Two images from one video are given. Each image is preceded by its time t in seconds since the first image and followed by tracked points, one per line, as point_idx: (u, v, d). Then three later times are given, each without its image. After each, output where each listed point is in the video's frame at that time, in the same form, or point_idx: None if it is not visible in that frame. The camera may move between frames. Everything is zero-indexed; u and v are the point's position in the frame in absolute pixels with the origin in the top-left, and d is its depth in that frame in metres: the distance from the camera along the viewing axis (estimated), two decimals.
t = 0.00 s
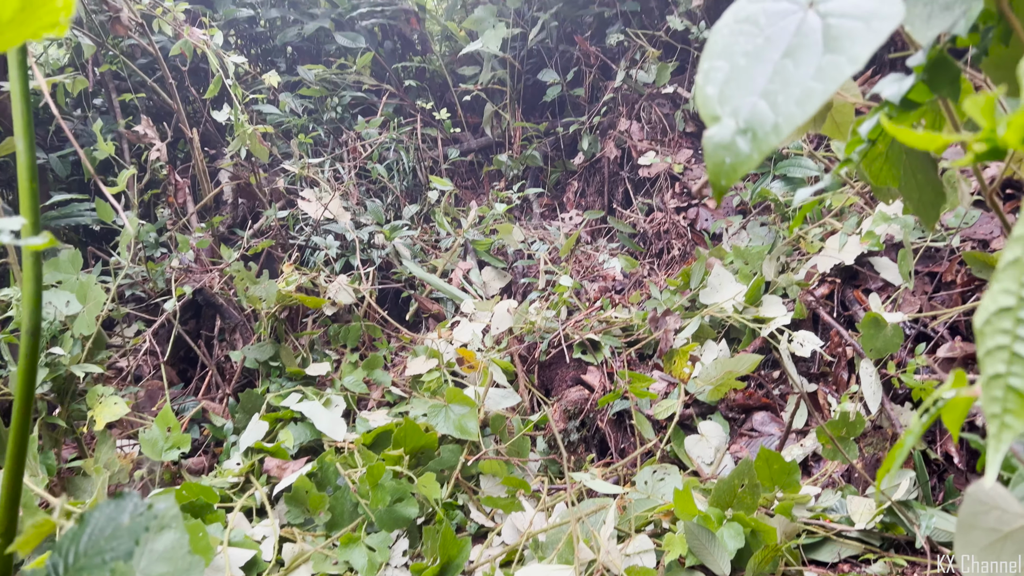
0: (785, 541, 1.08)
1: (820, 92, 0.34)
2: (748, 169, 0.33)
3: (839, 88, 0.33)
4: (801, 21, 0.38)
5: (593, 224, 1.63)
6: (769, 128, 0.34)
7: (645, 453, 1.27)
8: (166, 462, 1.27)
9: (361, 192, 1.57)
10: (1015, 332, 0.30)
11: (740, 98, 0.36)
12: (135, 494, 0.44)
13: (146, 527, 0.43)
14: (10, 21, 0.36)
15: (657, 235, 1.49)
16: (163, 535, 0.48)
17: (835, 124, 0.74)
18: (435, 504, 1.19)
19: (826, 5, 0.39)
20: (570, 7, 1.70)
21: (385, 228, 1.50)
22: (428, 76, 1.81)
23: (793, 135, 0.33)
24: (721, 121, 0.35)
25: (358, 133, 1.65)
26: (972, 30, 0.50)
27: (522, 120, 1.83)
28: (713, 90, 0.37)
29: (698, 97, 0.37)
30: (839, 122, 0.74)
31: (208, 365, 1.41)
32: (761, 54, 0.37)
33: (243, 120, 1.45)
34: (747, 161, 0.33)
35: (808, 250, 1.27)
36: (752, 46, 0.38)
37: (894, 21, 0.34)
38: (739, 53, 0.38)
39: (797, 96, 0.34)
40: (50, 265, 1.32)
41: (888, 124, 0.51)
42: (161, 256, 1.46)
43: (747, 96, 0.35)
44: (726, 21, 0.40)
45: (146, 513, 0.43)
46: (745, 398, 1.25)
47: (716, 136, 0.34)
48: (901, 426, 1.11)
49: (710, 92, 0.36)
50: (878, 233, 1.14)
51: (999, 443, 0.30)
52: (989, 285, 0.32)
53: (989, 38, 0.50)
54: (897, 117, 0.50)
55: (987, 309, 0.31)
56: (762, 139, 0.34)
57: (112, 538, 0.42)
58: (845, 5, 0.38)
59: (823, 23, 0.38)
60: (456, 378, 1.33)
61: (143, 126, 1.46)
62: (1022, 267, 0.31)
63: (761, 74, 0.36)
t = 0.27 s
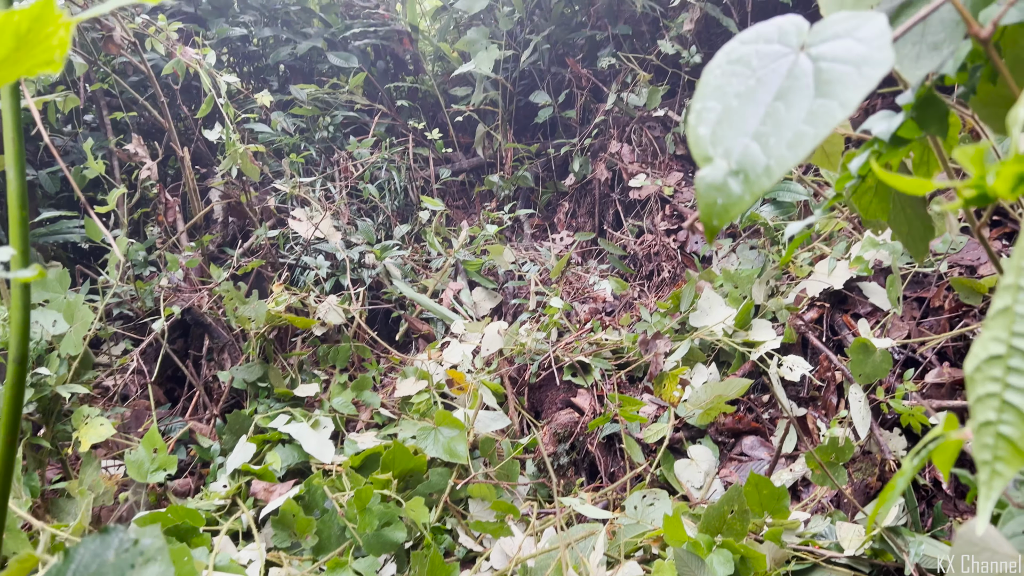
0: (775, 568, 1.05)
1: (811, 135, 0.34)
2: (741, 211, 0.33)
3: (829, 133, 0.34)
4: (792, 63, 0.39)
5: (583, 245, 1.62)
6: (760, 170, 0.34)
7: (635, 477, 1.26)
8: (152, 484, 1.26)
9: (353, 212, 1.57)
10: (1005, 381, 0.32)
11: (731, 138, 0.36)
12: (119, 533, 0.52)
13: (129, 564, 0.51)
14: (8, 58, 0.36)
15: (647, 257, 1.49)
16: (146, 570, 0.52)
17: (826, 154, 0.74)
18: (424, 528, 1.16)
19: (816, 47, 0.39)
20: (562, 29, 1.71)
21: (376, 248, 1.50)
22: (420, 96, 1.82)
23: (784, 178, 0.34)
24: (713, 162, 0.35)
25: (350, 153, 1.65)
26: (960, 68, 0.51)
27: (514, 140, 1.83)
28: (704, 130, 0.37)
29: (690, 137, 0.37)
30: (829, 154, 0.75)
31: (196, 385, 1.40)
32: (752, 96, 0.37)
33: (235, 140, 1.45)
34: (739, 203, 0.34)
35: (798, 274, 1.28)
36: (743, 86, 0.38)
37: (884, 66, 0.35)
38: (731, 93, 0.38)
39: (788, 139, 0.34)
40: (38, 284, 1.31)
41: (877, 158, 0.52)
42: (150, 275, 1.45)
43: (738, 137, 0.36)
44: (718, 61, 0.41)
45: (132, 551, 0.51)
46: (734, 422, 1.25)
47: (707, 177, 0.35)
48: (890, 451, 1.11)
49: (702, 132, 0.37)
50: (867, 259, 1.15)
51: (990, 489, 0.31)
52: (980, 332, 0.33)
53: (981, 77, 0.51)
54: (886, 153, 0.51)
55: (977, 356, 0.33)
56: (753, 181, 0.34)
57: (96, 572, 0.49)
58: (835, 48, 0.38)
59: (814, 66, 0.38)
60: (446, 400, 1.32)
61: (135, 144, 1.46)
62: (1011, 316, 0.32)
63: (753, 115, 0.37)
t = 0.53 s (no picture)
0: None
1: (807, 175, 0.35)
2: (736, 250, 0.34)
3: (826, 173, 0.34)
4: (788, 100, 0.40)
5: (574, 263, 1.61)
6: (757, 208, 0.35)
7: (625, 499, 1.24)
8: (137, 503, 1.24)
9: (343, 228, 1.57)
10: (1005, 428, 0.33)
11: (728, 175, 0.37)
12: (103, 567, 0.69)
13: None
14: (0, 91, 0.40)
15: (638, 276, 1.47)
16: None
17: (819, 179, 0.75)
18: (412, 551, 1.13)
19: (813, 83, 0.40)
20: (554, 48, 1.70)
21: (366, 266, 1.49)
22: (412, 113, 1.81)
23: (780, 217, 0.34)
24: (710, 199, 0.36)
25: (341, 169, 1.65)
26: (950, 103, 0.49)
27: (505, 158, 1.82)
28: (701, 166, 0.38)
29: (687, 172, 0.38)
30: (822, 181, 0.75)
31: (183, 403, 1.39)
32: (749, 133, 0.38)
33: (225, 156, 1.45)
34: (735, 241, 0.35)
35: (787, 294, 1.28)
36: (740, 122, 0.39)
37: (880, 106, 0.35)
38: (727, 129, 0.39)
39: (785, 178, 0.35)
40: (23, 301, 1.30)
41: (871, 191, 0.52)
42: (138, 291, 1.44)
43: (735, 174, 0.37)
44: (715, 95, 0.42)
45: None
46: (724, 443, 1.24)
47: (704, 214, 0.35)
48: (880, 473, 1.11)
49: (699, 169, 0.37)
50: (857, 280, 1.15)
51: (989, 536, 0.33)
52: (981, 379, 0.35)
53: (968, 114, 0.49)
54: (879, 185, 0.51)
55: (977, 402, 0.34)
56: (750, 219, 0.35)
57: None
58: (832, 85, 0.39)
59: (811, 103, 0.39)
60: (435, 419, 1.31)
61: (124, 160, 1.45)
62: (1011, 363, 0.34)
63: (749, 151, 0.37)
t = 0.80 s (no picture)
0: None
1: (818, 216, 0.33)
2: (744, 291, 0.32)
3: (837, 215, 0.33)
4: (796, 136, 0.39)
5: (566, 280, 1.57)
6: (765, 249, 0.33)
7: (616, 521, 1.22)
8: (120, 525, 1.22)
9: (332, 244, 1.56)
10: None
11: (734, 214, 0.36)
12: None
13: None
14: None
15: (629, 293, 1.45)
16: None
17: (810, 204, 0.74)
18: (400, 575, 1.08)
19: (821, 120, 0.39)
20: (545, 64, 1.68)
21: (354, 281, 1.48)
22: (402, 127, 1.79)
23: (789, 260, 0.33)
24: (715, 238, 0.35)
25: (330, 184, 1.64)
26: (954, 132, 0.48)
27: (495, 173, 1.79)
28: (706, 203, 0.37)
29: (691, 210, 0.37)
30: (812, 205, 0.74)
31: (168, 421, 1.37)
32: (756, 171, 0.37)
33: (213, 171, 1.43)
34: (743, 283, 0.33)
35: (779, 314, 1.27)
36: (746, 159, 0.38)
37: (893, 146, 0.34)
38: (732, 165, 0.38)
39: (794, 218, 0.34)
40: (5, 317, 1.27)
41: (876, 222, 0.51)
42: (123, 307, 1.42)
43: (741, 213, 0.35)
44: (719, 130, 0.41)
45: None
46: (715, 464, 1.23)
47: (710, 254, 0.34)
48: (873, 495, 1.09)
49: (704, 206, 0.36)
50: (849, 301, 1.14)
51: None
52: (1004, 435, 0.34)
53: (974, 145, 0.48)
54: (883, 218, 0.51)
55: (1000, 459, 0.34)
56: (759, 260, 0.33)
57: None
58: (842, 122, 0.38)
59: (819, 140, 0.38)
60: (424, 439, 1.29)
61: (110, 174, 1.43)
62: None
63: (756, 190, 0.36)
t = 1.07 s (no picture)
0: None
1: (846, 242, 0.32)
2: (767, 321, 0.31)
3: (867, 241, 0.32)
4: (817, 155, 0.38)
5: (555, 294, 1.54)
6: (789, 277, 0.32)
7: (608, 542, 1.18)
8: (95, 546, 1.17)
9: (317, 255, 1.53)
10: None
11: (754, 237, 0.35)
12: None
13: None
14: None
15: (619, 307, 1.43)
16: None
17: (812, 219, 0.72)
18: None
19: (844, 139, 0.38)
20: (534, 74, 1.65)
21: (340, 293, 1.45)
22: (389, 137, 1.77)
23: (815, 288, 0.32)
24: (734, 263, 0.33)
25: (316, 195, 1.61)
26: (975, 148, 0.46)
27: (484, 184, 1.76)
28: (723, 225, 0.35)
29: (707, 232, 0.35)
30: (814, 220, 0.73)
31: (147, 438, 1.32)
32: (775, 192, 0.36)
33: (197, 181, 1.39)
34: (765, 311, 0.32)
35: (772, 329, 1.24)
36: (765, 179, 0.37)
37: (926, 167, 0.33)
38: (750, 185, 0.37)
39: (820, 244, 0.33)
40: None
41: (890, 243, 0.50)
42: (102, 320, 1.38)
43: (761, 237, 0.34)
44: (736, 146, 0.40)
45: None
46: (708, 482, 1.19)
47: (729, 280, 0.33)
48: (868, 514, 1.06)
49: (721, 229, 0.35)
50: (843, 316, 1.12)
51: None
52: None
53: (987, 162, 0.46)
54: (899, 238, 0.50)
55: None
56: (782, 287, 0.32)
57: None
58: (868, 142, 0.37)
59: (843, 160, 0.37)
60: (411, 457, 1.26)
61: (90, 184, 1.39)
62: None
63: (776, 213, 0.35)
